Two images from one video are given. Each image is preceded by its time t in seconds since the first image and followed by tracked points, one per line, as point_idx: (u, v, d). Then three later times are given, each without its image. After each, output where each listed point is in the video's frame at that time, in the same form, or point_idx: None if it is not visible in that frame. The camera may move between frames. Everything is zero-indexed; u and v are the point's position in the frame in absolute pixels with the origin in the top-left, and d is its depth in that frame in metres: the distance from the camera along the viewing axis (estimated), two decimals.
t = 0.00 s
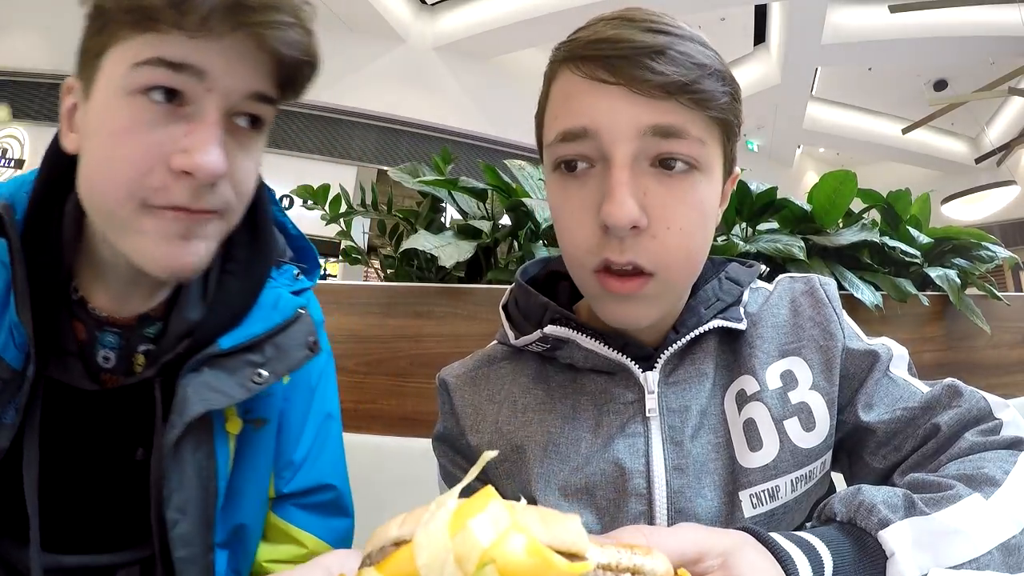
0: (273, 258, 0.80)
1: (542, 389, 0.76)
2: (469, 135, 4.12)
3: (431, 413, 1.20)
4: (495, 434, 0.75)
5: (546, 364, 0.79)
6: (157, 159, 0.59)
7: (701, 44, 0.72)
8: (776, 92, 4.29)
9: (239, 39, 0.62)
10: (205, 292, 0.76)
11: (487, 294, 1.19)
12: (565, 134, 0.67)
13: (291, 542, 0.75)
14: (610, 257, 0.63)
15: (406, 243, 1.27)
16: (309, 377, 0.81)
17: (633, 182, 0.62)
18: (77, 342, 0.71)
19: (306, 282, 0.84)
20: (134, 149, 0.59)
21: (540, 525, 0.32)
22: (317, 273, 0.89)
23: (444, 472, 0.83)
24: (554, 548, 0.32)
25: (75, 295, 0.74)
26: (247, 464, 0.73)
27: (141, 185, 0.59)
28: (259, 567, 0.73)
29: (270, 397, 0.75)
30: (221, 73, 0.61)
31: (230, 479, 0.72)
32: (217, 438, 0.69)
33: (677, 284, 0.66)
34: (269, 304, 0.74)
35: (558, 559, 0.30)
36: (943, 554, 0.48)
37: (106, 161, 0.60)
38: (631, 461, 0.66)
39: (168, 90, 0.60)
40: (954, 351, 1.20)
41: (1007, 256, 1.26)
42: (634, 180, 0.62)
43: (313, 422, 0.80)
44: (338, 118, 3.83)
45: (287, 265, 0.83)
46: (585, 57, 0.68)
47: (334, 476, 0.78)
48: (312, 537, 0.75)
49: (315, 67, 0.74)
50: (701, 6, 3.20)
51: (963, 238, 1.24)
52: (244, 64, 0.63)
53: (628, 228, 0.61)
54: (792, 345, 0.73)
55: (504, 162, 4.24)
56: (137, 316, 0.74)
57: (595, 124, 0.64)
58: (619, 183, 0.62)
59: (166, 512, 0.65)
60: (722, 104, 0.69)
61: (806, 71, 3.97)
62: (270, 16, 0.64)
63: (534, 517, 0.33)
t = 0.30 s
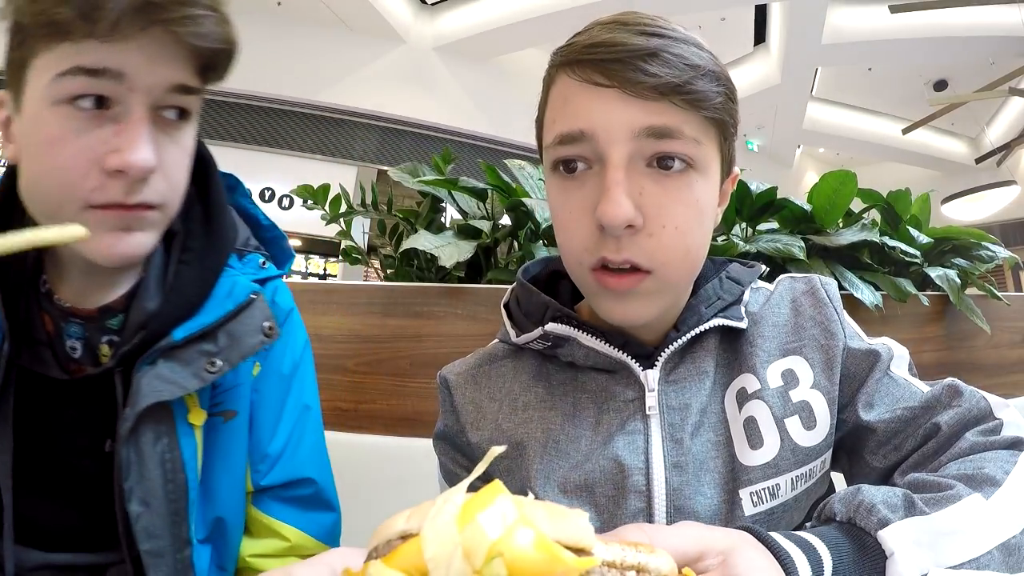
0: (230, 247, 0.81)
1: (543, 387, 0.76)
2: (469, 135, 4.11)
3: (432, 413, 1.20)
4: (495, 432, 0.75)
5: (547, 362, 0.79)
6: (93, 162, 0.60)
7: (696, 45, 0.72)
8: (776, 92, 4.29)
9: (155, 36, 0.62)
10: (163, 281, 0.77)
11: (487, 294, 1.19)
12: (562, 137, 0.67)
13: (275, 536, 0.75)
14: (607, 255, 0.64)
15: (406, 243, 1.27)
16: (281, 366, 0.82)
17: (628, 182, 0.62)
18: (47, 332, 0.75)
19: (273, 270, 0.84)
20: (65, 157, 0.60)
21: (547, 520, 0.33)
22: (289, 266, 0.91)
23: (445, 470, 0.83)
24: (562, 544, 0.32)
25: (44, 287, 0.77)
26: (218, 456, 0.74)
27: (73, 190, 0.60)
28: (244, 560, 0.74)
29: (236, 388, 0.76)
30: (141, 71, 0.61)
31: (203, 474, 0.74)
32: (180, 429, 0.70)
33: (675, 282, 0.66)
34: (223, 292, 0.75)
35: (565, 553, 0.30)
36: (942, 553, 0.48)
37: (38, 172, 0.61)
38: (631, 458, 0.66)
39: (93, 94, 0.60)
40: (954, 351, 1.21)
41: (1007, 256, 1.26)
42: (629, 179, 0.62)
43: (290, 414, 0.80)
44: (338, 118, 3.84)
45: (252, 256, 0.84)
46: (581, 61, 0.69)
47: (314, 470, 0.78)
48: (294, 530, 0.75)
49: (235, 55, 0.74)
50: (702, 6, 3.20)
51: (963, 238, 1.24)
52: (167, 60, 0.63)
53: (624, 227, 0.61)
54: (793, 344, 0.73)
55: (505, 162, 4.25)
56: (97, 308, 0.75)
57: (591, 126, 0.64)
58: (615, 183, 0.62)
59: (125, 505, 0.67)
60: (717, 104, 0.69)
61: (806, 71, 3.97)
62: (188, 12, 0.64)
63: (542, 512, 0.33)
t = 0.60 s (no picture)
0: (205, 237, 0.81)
1: (542, 386, 0.76)
2: (469, 135, 4.11)
3: (431, 413, 1.19)
4: (494, 431, 0.75)
5: (545, 362, 0.79)
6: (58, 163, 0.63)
7: (683, 45, 0.72)
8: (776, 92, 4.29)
9: (107, 35, 0.65)
10: (138, 274, 0.78)
11: (486, 294, 1.19)
12: (553, 140, 0.68)
13: (264, 531, 0.75)
14: (600, 253, 0.64)
15: (407, 243, 1.27)
16: (263, 360, 0.81)
17: (619, 181, 0.62)
18: (29, 328, 0.77)
19: (249, 261, 0.85)
20: (32, 161, 0.63)
21: (543, 515, 0.33)
22: (269, 258, 0.91)
23: (444, 470, 0.83)
24: (559, 538, 0.32)
25: (25, 286, 0.79)
26: (202, 451, 0.75)
27: (44, 188, 0.64)
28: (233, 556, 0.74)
29: (217, 382, 0.77)
30: (96, 71, 0.64)
31: (187, 470, 0.75)
32: (157, 424, 0.70)
33: (672, 277, 0.66)
34: (196, 284, 0.75)
35: (561, 546, 0.30)
36: (942, 553, 0.48)
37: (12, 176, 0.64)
38: (629, 457, 0.66)
39: (53, 99, 0.63)
40: (955, 351, 1.21)
41: (1007, 256, 1.26)
42: (619, 179, 0.63)
43: (274, 407, 0.79)
44: (338, 118, 3.84)
45: (229, 247, 0.85)
46: (568, 65, 0.69)
47: (300, 465, 0.77)
48: (284, 526, 0.74)
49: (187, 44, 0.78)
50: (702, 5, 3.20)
51: (963, 239, 1.24)
52: (126, 60, 0.66)
53: (615, 224, 0.61)
54: (792, 344, 0.73)
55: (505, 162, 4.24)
56: (75, 304, 0.76)
57: (579, 127, 0.65)
58: (605, 183, 0.62)
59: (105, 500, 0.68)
60: (706, 102, 0.69)
61: (806, 71, 3.97)
62: (140, 10, 0.67)
63: (538, 507, 0.33)
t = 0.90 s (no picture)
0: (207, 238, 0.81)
1: (541, 386, 0.77)
2: (469, 135, 4.10)
3: (431, 413, 1.19)
4: (493, 432, 0.75)
5: (545, 363, 0.79)
6: (59, 165, 0.63)
7: (681, 45, 0.72)
8: (776, 92, 4.29)
9: (106, 36, 0.64)
10: (140, 275, 0.78)
11: (486, 294, 1.19)
12: (551, 141, 0.67)
13: (267, 533, 0.75)
14: (599, 255, 0.63)
15: (407, 243, 1.27)
16: (266, 360, 0.81)
17: (617, 182, 0.62)
18: (30, 329, 0.76)
19: (253, 262, 0.85)
20: (35, 163, 0.63)
21: (544, 526, 0.33)
22: (273, 258, 0.89)
23: (444, 470, 0.82)
24: (558, 549, 0.33)
25: (26, 286, 0.78)
26: (207, 452, 0.75)
27: (47, 191, 0.64)
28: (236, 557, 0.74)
29: (221, 383, 0.77)
30: (97, 72, 0.64)
31: (191, 471, 0.75)
32: (162, 426, 0.70)
33: (670, 282, 0.66)
34: (199, 285, 0.75)
35: (562, 559, 0.30)
36: (943, 554, 0.48)
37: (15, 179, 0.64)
38: (627, 458, 0.66)
39: (54, 101, 0.63)
40: (956, 351, 1.21)
41: (1007, 256, 1.26)
42: (617, 180, 0.63)
43: (278, 408, 0.79)
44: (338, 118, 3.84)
45: (232, 248, 0.85)
46: (566, 66, 0.69)
47: (302, 465, 0.77)
48: (286, 526, 0.74)
49: (187, 43, 0.77)
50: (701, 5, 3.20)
51: (963, 238, 1.24)
52: (125, 61, 0.66)
53: (615, 226, 0.61)
54: (791, 344, 0.73)
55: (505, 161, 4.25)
56: (78, 304, 0.76)
57: (578, 129, 0.65)
58: (603, 184, 0.62)
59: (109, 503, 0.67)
60: (704, 102, 0.69)
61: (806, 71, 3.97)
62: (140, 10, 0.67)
63: (538, 517, 0.34)
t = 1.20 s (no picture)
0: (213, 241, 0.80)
1: (541, 387, 0.77)
2: (469, 134, 4.09)
3: (431, 413, 1.19)
4: (493, 433, 0.75)
5: (545, 363, 0.79)
6: (61, 167, 0.63)
7: (680, 45, 0.72)
8: (776, 92, 4.29)
9: (114, 39, 0.64)
10: (143, 278, 0.78)
11: (486, 294, 1.19)
12: (551, 141, 0.67)
13: (269, 535, 0.75)
14: (598, 253, 0.63)
15: (406, 243, 1.27)
16: (270, 363, 0.81)
17: (618, 182, 0.62)
18: (31, 330, 0.76)
19: (259, 263, 0.85)
20: (36, 163, 0.63)
21: (541, 527, 0.33)
22: (277, 260, 0.90)
23: (444, 471, 0.82)
24: (556, 551, 0.33)
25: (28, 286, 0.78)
26: (207, 458, 0.75)
27: (48, 194, 0.64)
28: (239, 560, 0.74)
29: (224, 386, 0.77)
30: (103, 76, 0.63)
31: (194, 474, 0.74)
32: (164, 429, 0.70)
33: (670, 282, 0.66)
34: (205, 288, 0.75)
35: (559, 561, 0.30)
36: (942, 554, 0.48)
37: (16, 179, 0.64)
38: (627, 459, 0.66)
39: (59, 102, 0.63)
40: (956, 350, 1.20)
41: (1008, 256, 1.26)
42: (618, 180, 0.62)
43: (283, 412, 0.80)
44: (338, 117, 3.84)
45: (237, 249, 0.85)
46: (565, 67, 0.69)
47: (305, 469, 0.77)
48: (289, 530, 0.75)
49: (197, 50, 0.77)
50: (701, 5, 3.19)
51: (963, 238, 1.24)
52: (134, 65, 0.66)
53: (616, 227, 0.61)
54: (791, 344, 0.73)
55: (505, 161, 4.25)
56: (80, 306, 0.76)
57: (579, 129, 0.65)
58: (604, 184, 0.62)
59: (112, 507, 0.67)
60: (703, 101, 0.69)
61: (806, 71, 3.97)
62: (150, 15, 0.67)
63: (535, 519, 0.34)
